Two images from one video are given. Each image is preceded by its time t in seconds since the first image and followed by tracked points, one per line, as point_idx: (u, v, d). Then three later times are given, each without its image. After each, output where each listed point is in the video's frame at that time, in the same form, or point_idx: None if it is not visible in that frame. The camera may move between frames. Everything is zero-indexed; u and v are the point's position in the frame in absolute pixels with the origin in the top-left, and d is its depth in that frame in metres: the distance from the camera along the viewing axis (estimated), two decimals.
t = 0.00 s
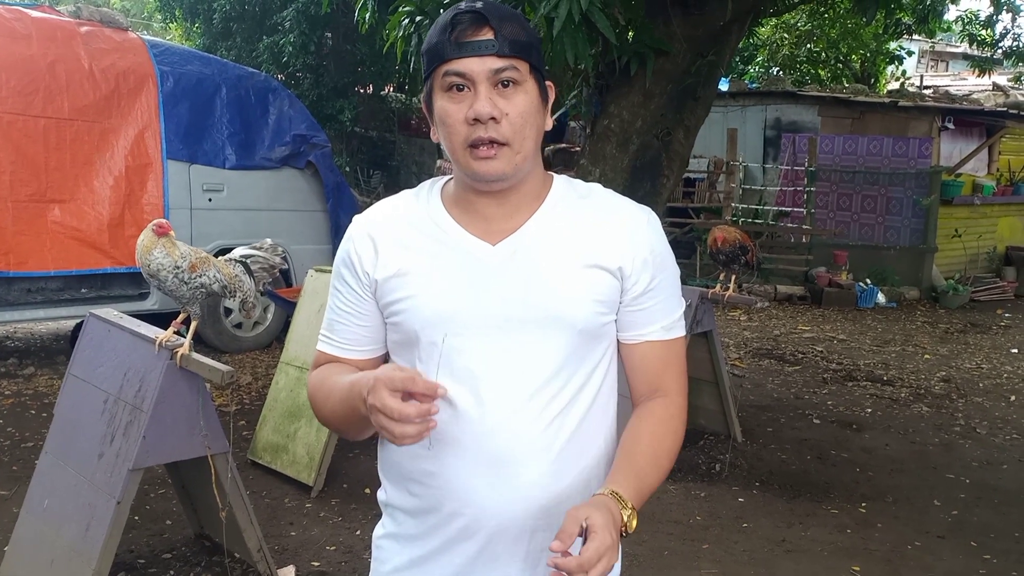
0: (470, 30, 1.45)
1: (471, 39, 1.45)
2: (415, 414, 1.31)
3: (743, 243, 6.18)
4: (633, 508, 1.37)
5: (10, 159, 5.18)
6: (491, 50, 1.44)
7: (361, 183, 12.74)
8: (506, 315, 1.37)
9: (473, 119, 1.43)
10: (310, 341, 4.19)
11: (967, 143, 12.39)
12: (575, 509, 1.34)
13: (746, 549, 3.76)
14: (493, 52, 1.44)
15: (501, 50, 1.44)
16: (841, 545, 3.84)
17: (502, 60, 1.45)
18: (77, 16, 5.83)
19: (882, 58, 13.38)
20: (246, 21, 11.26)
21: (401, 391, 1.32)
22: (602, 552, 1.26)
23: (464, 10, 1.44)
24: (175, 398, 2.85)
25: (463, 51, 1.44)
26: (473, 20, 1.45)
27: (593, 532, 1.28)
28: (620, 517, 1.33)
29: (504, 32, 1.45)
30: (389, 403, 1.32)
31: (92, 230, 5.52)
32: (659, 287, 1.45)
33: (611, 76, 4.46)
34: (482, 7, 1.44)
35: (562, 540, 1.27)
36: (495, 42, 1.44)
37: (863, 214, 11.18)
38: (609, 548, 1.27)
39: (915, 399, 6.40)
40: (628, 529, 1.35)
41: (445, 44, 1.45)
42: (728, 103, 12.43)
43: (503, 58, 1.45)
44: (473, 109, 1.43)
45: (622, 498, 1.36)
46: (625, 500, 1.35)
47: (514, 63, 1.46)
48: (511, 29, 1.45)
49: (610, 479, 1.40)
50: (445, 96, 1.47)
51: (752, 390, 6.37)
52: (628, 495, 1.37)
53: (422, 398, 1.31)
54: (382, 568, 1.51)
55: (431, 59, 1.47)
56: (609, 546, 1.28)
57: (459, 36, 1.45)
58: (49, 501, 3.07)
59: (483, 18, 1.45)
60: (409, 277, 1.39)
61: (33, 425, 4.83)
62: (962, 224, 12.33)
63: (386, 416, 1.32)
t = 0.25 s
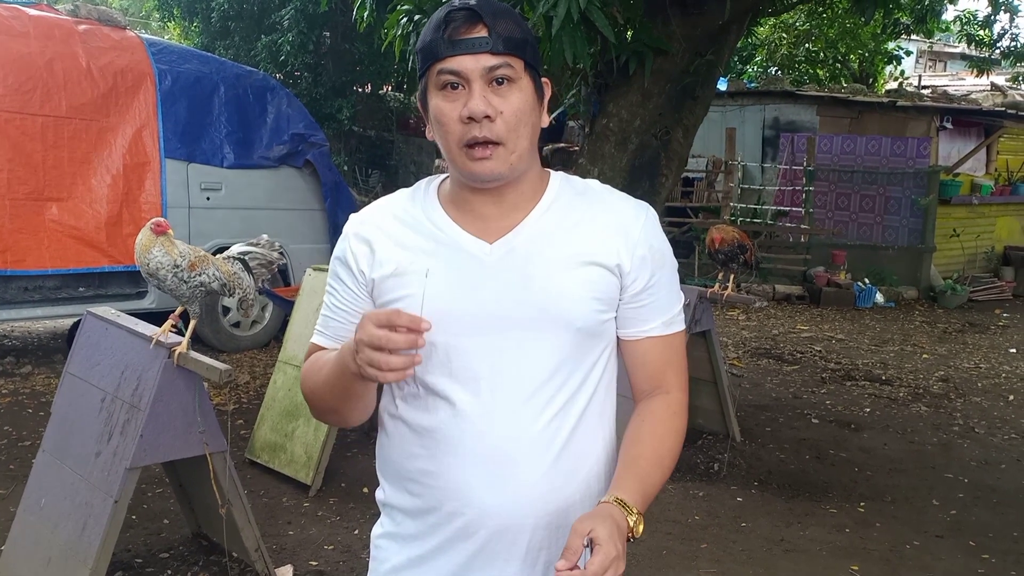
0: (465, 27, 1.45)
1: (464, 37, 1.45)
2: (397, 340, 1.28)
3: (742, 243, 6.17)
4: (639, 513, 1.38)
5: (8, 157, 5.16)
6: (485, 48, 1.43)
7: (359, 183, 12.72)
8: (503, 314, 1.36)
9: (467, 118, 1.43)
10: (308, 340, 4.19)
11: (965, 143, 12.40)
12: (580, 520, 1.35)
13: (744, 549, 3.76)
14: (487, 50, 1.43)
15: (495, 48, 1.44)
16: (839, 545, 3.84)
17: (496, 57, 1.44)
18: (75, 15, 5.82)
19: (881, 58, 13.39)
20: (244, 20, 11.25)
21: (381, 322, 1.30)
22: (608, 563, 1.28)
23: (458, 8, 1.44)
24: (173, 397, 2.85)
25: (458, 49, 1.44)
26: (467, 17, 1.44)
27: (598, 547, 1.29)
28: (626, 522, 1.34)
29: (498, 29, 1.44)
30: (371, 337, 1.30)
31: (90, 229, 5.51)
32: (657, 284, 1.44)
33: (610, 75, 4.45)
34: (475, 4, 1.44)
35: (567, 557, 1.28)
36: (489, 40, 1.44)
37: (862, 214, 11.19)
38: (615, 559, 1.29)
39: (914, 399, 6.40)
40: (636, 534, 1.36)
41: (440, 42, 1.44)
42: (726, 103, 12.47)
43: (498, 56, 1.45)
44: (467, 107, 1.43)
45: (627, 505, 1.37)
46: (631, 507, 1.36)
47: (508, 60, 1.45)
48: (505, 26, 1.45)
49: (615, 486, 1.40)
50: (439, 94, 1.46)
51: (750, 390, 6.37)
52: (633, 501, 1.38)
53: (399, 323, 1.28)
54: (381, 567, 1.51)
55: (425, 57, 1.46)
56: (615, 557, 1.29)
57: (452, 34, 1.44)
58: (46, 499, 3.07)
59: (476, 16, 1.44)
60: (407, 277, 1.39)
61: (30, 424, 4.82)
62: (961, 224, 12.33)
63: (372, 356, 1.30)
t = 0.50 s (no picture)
0: (462, 25, 1.44)
1: (462, 35, 1.44)
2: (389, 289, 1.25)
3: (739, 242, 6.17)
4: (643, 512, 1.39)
5: (6, 156, 5.15)
6: (482, 46, 1.43)
7: (357, 182, 12.71)
8: (503, 313, 1.36)
9: (464, 116, 1.42)
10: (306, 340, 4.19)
11: (963, 144, 12.41)
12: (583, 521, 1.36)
13: (743, 548, 3.76)
14: (485, 48, 1.43)
15: (493, 46, 1.43)
16: (837, 544, 3.84)
17: (494, 56, 1.44)
18: (73, 14, 5.81)
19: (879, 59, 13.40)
20: (243, 20, 11.24)
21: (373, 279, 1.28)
22: (611, 563, 1.28)
23: (455, 6, 1.43)
24: (172, 396, 2.84)
25: (456, 47, 1.43)
26: (464, 15, 1.44)
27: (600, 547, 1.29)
28: (629, 520, 1.35)
29: (496, 28, 1.44)
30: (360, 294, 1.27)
31: (88, 228, 5.50)
32: (657, 282, 1.44)
33: (608, 75, 4.45)
34: (473, 2, 1.43)
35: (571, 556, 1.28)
36: (487, 38, 1.43)
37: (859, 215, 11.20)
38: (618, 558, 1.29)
39: (912, 399, 6.40)
40: (640, 533, 1.37)
41: (437, 40, 1.44)
42: (725, 103, 12.55)
43: (495, 54, 1.44)
44: (464, 106, 1.42)
45: (631, 504, 1.38)
46: (634, 507, 1.37)
47: (506, 59, 1.45)
48: (503, 25, 1.45)
49: (619, 485, 1.41)
50: (437, 93, 1.46)
51: (749, 390, 6.38)
52: (636, 500, 1.39)
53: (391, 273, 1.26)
54: (381, 567, 1.51)
55: (422, 55, 1.46)
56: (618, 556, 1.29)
57: (450, 32, 1.44)
58: (44, 498, 3.06)
59: (474, 14, 1.44)
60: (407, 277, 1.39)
61: (28, 423, 4.82)
62: (958, 224, 12.35)
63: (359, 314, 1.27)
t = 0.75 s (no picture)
0: (459, 25, 1.44)
1: (458, 35, 1.44)
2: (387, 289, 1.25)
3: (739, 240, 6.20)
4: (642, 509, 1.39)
5: (5, 155, 5.15)
6: (479, 47, 1.43)
7: (357, 181, 12.71)
8: (502, 312, 1.36)
9: (461, 116, 1.42)
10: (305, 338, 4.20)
11: (963, 142, 12.41)
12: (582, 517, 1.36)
13: (742, 547, 3.76)
14: (482, 48, 1.43)
15: (490, 46, 1.43)
16: (836, 543, 3.84)
17: (490, 56, 1.44)
18: (72, 12, 5.80)
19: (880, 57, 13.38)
20: (242, 18, 11.24)
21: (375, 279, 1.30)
22: (610, 561, 1.27)
23: (452, 6, 1.43)
24: (171, 395, 2.84)
25: (452, 47, 1.43)
26: (461, 15, 1.44)
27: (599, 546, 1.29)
28: (629, 517, 1.35)
29: (492, 28, 1.44)
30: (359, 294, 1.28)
31: (87, 227, 5.50)
32: (655, 279, 1.44)
33: (608, 74, 4.44)
34: (470, 2, 1.43)
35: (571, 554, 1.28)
36: (484, 38, 1.44)
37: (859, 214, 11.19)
38: (618, 554, 1.29)
39: (911, 397, 6.41)
40: (639, 530, 1.36)
41: (433, 40, 1.44)
42: (725, 101, 12.52)
43: (492, 54, 1.45)
44: (461, 106, 1.42)
45: (630, 502, 1.37)
46: (635, 505, 1.37)
47: (503, 59, 1.45)
48: (500, 25, 1.45)
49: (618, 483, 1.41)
50: (434, 93, 1.46)
51: (748, 388, 6.38)
52: (636, 497, 1.39)
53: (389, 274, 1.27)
54: (381, 567, 1.51)
55: (419, 56, 1.46)
56: (618, 552, 1.29)
57: (447, 32, 1.44)
58: (44, 497, 3.06)
59: (471, 14, 1.44)
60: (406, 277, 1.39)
61: (28, 422, 4.82)
62: (958, 222, 12.35)
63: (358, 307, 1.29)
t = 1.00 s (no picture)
0: (454, 25, 1.44)
1: (453, 34, 1.44)
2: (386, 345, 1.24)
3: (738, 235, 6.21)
4: (638, 502, 1.38)
5: (3, 153, 5.14)
6: (474, 46, 1.43)
7: (355, 179, 12.70)
8: (500, 312, 1.36)
9: (456, 116, 1.42)
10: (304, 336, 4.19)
11: (962, 140, 12.40)
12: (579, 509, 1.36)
13: (741, 544, 3.77)
14: (477, 48, 1.43)
15: (484, 46, 1.43)
16: (835, 540, 3.85)
17: (485, 55, 1.44)
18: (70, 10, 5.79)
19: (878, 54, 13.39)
20: (240, 16, 11.24)
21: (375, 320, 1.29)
22: (606, 551, 1.27)
23: (446, 5, 1.43)
24: (170, 394, 2.84)
25: (447, 47, 1.43)
26: (456, 14, 1.43)
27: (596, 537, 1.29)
28: (625, 512, 1.35)
29: (488, 27, 1.44)
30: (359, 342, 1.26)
31: (86, 225, 5.49)
32: (651, 275, 1.44)
33: (607, 71, 4.44)
34: (465, 2, 1.43)
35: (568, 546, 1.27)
36: (479, 38, 1.43)
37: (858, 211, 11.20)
38: (614, 545, 1.29)
39: (910, 395, 6.41)
40: (634, 523, 1.36)
41: (428, 39, 1.44)
42: (724, 99, 12.55)
43: (487, 54, 1.44)
44: (456, 106, 1.42)
45: (626, 494, 1.37)
46: (630, 498, 1.37)
47: (498, 59, 1.45)
48: (495, 24, 1.44)
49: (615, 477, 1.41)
50: (428, 93, 1.46)
51: (747, 386, 6.38)
52: (632, 490, 1.39)
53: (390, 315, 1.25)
54: (380, 565, 1.50)
55: (415, 55, 1.46)
56: (614, 543, 1.29)
57: (441, 31, 1.44)
58: (43, 496, 3.06)
59: (465, 13, 1.43)
60: (403, 275, 1.38)
61: (26, 421, 4.81)
62: (957, 220, 12.35)
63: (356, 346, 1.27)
